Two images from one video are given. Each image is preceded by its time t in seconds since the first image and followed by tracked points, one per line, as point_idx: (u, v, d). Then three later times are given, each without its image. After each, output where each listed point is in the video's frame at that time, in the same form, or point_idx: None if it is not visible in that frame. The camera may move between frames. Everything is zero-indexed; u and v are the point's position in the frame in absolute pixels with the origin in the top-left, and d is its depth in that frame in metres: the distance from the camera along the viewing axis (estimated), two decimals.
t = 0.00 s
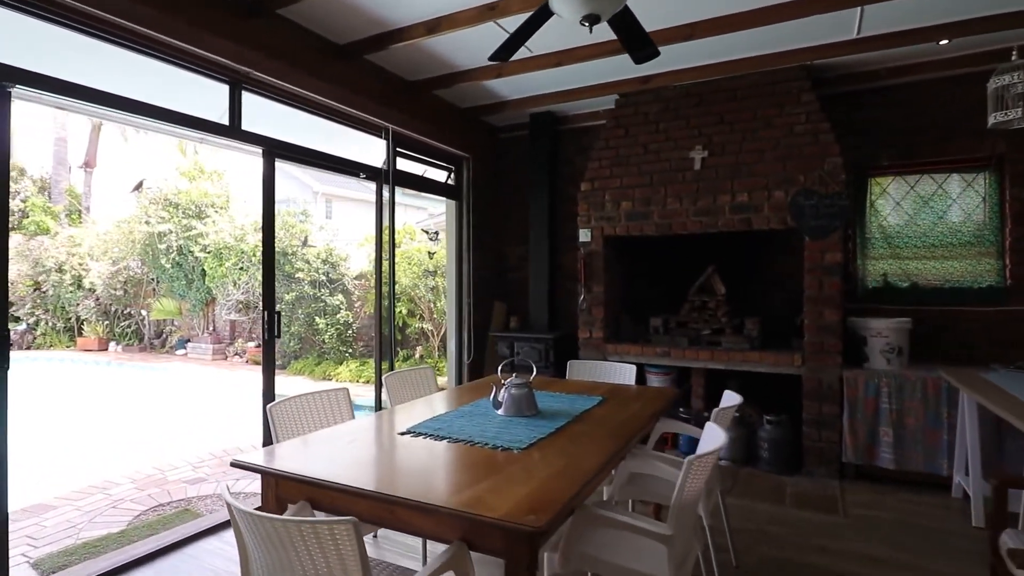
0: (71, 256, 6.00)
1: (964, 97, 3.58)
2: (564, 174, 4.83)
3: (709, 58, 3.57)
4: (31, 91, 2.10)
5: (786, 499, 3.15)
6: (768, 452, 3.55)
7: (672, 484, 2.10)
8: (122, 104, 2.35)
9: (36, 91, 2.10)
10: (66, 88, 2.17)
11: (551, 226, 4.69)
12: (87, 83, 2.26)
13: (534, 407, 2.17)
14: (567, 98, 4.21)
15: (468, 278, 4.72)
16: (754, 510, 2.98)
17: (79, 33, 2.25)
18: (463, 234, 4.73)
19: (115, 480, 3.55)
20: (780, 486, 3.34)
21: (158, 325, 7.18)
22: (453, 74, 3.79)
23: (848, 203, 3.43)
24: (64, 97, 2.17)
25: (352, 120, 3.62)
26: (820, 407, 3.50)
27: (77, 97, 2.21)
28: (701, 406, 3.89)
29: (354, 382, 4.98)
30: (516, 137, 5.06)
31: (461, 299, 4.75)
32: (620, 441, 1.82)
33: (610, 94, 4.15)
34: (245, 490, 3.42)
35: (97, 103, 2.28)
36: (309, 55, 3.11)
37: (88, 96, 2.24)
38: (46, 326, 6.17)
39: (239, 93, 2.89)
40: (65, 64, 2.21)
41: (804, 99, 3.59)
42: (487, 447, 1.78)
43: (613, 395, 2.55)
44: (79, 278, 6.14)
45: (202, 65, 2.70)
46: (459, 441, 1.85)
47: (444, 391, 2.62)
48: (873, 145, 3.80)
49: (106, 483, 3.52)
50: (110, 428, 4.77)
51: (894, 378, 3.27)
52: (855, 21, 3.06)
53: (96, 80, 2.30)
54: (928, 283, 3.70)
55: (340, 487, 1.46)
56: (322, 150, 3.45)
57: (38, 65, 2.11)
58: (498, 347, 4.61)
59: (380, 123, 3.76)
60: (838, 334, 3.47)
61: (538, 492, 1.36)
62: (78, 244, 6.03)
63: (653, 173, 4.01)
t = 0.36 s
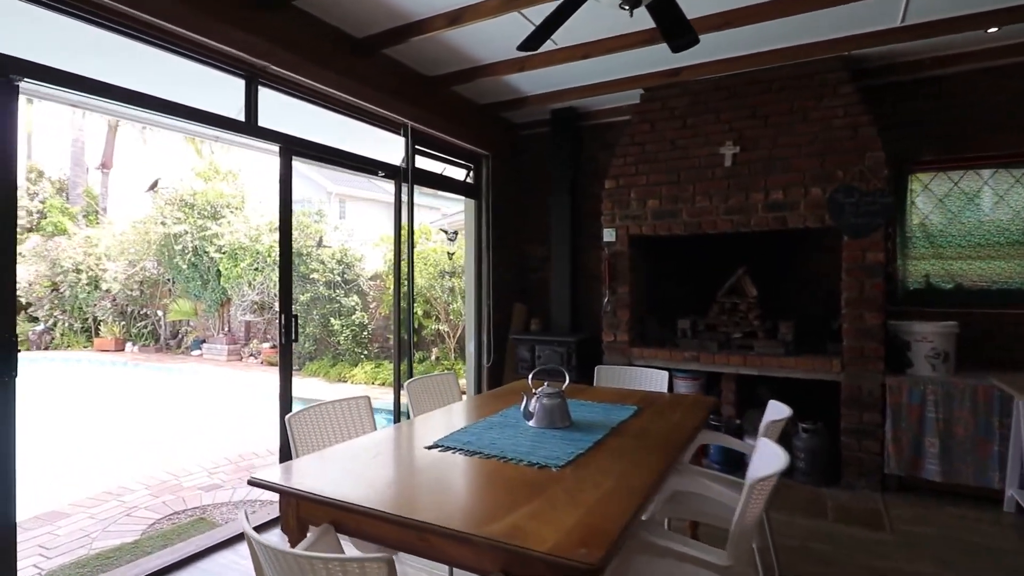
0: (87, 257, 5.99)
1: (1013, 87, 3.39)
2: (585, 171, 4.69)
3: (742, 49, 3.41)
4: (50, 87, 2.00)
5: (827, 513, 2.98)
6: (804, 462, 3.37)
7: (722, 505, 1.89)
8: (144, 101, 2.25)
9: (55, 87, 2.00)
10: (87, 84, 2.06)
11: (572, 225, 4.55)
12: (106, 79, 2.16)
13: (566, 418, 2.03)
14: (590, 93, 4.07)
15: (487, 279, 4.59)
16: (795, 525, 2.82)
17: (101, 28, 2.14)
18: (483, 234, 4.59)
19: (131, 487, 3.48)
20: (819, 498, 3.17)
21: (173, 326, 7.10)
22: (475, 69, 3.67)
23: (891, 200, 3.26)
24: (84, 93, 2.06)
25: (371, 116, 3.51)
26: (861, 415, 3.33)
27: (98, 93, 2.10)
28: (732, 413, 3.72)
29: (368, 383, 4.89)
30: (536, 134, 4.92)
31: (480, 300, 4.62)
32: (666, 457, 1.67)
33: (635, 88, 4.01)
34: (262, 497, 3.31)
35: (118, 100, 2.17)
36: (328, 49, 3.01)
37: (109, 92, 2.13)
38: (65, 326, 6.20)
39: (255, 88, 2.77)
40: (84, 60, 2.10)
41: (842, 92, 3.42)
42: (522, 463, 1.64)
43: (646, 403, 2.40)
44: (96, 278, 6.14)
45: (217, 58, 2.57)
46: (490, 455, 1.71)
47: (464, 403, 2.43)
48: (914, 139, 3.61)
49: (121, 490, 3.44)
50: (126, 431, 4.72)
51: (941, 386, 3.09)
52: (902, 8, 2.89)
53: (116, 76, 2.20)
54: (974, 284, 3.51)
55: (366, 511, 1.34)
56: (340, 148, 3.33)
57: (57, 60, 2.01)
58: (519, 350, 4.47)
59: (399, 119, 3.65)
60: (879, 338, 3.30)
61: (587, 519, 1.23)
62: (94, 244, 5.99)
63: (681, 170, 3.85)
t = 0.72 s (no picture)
0: (116, 256, 5.99)
1: None
2: (616, 168, 4.53)
3: (787, 37, 3.22)
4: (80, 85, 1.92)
5: (883, 531, 2.78)
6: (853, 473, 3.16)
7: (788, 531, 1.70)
8: (175, 99, 2.16)
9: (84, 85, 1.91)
10: (119, 82, 1.98)
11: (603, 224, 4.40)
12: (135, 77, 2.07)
13: (609, 431, 1.89)
14: (624, 86, 3.90)
15: (515, 281, 4.45)
16: (849, 545, 2.64)
17: (129, 24, 2.06)
18: (510, 236, 4.46)
19: (157, 492, 3.43)
20: (873, 515, 2.97)
21: (200, 326, 7.09)
22: (503, 63, 3.54)
23: (950, 196, 3.05)
24: (116, 91, 1.98)
25: (399, 113, 3.41)
26: (917, 426, 3.12)
27: (130, 91, 2.02)
28: (775, 421, 3.53)
29: (393, 386, 4.77)
30: (564, 131, 4.77)
31: (507, 302, 4.49)
32: (729, 480, 1.52)
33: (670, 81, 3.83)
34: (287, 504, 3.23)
35: (150, 99, 2.09)
36: (355, 43, 2.90)
37: (141, 90, 2.05)
38: (93, 326, 6.17)
39: (282, 84, 2.65)
40: (109, 58, 2.02)
41: (896, 81, 3.21)
42: (566, 482, 1.49)
43: (694, 414, 2.23)
44: (125, 278, 6.17)
45: (243, 53, 2.45)
46: (532, 472, 1.57)
47: (494, 413, 2.26)
48: (972, 130, 3.38)
49: (147, 494, 3.39)
50: (152, 433, 4.69)
51: (1006, 395, 2.86)
52: None
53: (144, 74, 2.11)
54: None
55: (402, 539, 1.21)
56: (367, 146, 3.21)
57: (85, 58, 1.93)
58: (548, 354, 4.31)
59: (426, 115, 3.53)
60: (938, 343, 3.09)
61: (648, 558, 1.09)
62: (123, 244, 6.02)
63: (720, 166, 3.67)
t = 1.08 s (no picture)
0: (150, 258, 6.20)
1: None
2: (655, 164, 4.35)
3: (846, 19, 3.00)
4: (111, 78, 1.84)
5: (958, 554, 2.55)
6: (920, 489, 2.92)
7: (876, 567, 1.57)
8: (206, 93, 2.07)
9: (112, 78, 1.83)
10: (148, 75, 1.89)
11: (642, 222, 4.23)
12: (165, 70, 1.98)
13: (667, 446, 1.72)
14: (666, 76, 3.71)
15: (550, 281, 4.29)
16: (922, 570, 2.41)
17: (160, 14, 1.98)
18: (545, 236, 4.31)
19: (188, 494, 3.39)
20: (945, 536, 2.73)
21: (231, 324, 7.03)
22: (540, 54, 3.40)
23: None
24: (145, 85, 1.89)
25: (433, 108, 3.29)
26: (991, 439, 2.86)
27: (161, 85, 1.94)
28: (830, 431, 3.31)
29: (422, 388, 4.52)
30: (600, 126, 4.61)
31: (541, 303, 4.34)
32: (809, 509, 1.35)
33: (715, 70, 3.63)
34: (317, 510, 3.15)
35: (181, 93, 2.00)
36: (388, 34, 2.79)
37: (172, 84, 1.97)
38: (131, 326, 6.57)
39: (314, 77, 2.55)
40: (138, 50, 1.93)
41: (965, 65, 2.96)
42: (626, 506, 1.34)
43: (756, 427, 2.05)
44: (159, 279, 6.35)
45: (275, 45, 2.36)
46: (587, 493, 1.42)
47: (539, 420, 2.13)
48: None
49: (178, 497, 3.35)
50: (185, 433, 4.71)
51: None
52: None
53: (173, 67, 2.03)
54: None
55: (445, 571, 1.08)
56: (400, 141, 3.10)
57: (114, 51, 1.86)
58: (583, 356, 4.17)
59: (460, 110, 3.40)
60: (1015, 349, 2.83)
61: None
62: (158, 245, 6.21)
63: (770, 159, 3.47)
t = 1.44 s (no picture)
0: (190, 258, 6.40)
1: None
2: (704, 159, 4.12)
3: None
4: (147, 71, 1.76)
5: None
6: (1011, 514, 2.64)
7: None
8: (245, 86, 1.98)
9: (147, 70, 1.74)
10: (183, 67, 1.80)
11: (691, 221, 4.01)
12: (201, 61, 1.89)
13: (746, 469, 1.52)
14: (719, 65, 3.49)
15: (592, 281, 4.15)
16: None
17: (197, 3, 1.89)
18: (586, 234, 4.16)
19: (225, 499, 3.33)
20: None
21: (268, 324, 6.94)
22: (584, 44, 3.23)
23: None
24: (180, 76, 1.80)
25: (474, 101, 3.15)
26: None
27: (199, 78, 1.85)
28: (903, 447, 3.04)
29: (455, 390, 4.04)
30: (644, 120, 4.41)
31: (582, 304, 4.18)
32: (925, 549, 1.15)
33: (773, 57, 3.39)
34: (355, 519, 3.04)
35: (218, 86, 1.91)
36: (428, 24, 2.67)
37: (209, 76, 1.87)
38: (172, 325, 6.68)
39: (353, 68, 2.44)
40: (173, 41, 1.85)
41: None
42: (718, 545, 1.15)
43: (839, 446, 1.86)
44: (198, 278, 6.49)
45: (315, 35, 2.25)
46: (666, 525, 1.24)
47: (594, 433, 1.99)
48: None
49: (215, 502, 3.30)
50: (223, 433, 4.74)
51: None
52: None
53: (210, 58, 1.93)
54: None
55: None
56: (440, 136, 2.97)
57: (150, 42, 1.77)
58: (627, 361, 3.98)
59: (502, 103, 3.26)
60: None
61: None
62: (197, 246, 6.39)
63: (835, 152, 3.21)
